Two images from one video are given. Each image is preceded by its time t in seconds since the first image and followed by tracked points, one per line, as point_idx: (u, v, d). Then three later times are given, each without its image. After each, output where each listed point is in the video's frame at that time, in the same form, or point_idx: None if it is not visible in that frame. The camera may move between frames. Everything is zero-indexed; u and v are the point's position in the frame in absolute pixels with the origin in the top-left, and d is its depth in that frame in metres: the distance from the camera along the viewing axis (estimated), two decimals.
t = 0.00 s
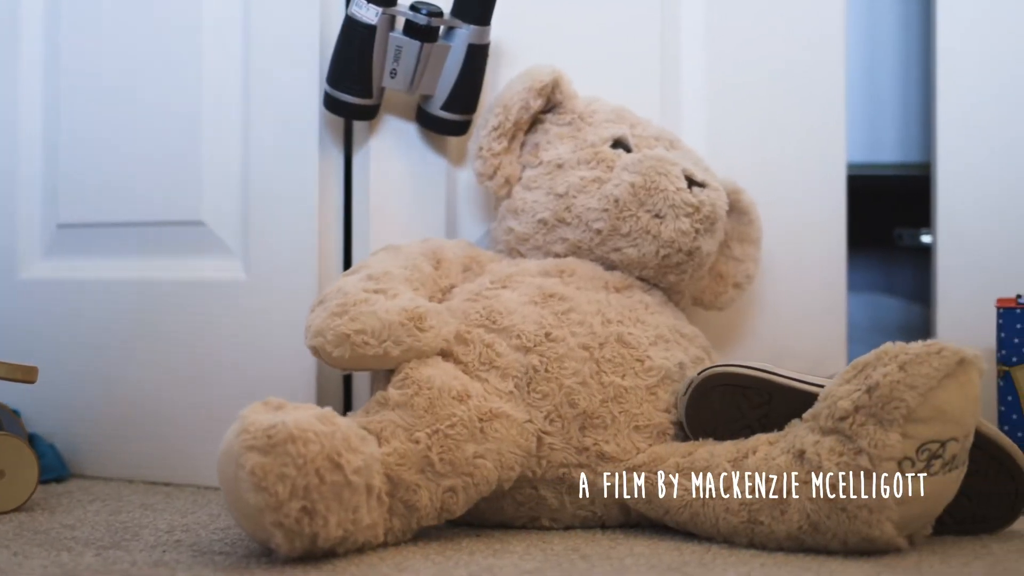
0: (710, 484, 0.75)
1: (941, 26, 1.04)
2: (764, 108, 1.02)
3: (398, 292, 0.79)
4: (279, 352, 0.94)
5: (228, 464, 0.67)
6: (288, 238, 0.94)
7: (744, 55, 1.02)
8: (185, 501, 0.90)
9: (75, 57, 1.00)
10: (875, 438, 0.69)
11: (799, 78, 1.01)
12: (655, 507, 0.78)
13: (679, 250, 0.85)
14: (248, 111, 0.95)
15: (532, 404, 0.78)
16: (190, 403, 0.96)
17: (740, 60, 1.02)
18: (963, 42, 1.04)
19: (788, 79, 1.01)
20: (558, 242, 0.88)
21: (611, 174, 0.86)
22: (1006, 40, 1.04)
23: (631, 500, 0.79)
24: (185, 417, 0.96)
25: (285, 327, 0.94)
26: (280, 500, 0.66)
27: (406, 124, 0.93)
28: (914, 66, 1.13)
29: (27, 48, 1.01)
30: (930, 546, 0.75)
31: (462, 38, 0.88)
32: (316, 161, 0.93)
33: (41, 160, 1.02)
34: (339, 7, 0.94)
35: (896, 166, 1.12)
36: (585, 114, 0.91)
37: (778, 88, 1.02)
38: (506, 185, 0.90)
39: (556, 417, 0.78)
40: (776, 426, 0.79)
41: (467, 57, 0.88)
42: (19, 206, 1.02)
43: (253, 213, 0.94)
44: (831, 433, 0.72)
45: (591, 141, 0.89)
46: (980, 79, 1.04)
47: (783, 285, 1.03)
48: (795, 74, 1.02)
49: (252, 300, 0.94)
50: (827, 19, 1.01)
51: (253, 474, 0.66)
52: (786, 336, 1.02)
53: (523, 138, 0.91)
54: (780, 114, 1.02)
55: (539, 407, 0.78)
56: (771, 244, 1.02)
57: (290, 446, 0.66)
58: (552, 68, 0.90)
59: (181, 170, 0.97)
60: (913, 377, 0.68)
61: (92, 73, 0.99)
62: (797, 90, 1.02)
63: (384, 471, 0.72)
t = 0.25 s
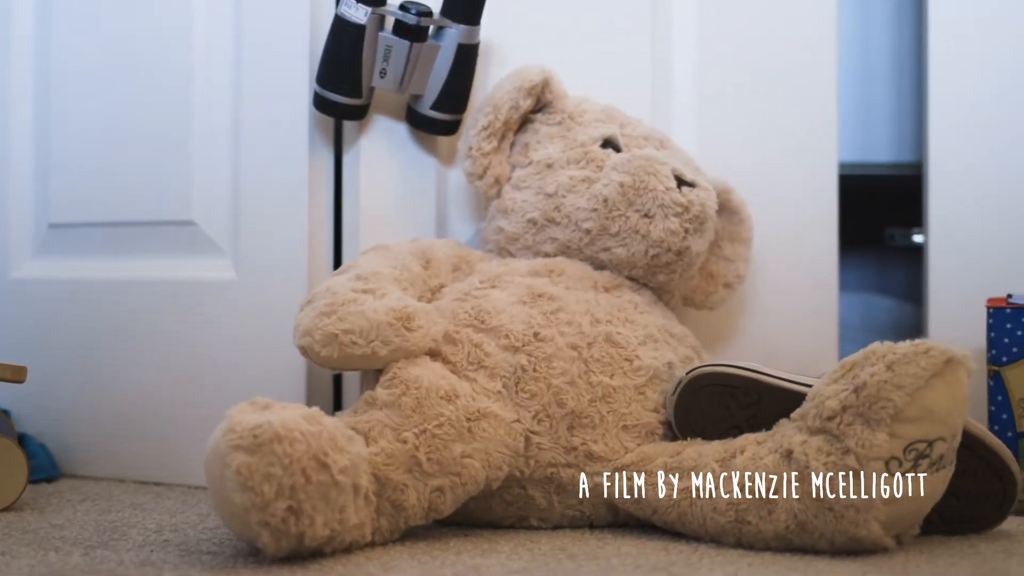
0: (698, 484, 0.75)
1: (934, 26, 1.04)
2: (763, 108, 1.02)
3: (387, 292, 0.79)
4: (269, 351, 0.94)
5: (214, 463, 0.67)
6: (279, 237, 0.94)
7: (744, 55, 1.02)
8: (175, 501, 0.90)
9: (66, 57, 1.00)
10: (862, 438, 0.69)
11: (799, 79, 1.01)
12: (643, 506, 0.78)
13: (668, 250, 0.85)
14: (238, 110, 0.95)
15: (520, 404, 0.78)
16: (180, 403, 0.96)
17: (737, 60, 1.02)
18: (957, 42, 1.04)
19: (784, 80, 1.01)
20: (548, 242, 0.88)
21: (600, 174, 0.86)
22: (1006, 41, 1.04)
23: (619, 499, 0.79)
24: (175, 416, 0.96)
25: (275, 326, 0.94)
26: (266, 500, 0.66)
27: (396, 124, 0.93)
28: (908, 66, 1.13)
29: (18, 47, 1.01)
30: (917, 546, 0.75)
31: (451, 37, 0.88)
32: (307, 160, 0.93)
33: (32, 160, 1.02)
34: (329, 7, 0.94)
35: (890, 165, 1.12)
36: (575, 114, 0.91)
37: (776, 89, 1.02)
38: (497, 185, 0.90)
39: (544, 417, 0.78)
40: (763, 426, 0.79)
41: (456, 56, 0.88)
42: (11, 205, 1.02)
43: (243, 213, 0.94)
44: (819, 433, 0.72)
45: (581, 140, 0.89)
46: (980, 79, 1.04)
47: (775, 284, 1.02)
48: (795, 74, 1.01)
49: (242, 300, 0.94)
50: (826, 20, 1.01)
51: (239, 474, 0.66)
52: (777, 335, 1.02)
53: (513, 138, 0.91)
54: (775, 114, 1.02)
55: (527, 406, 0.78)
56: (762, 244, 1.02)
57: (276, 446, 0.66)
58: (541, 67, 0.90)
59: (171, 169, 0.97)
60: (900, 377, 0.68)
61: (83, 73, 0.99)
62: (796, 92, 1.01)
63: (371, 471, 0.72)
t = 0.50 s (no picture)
0: (686, 483, 0.75)
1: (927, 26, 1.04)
2: (763, 109, 1.02)
3: (375, 292, 0.79)
4: (259, 351, 0.94)
5: (201, 463, 0.67)
6: (269, 236, 0.94)
7: (743, 56, 1.02)
8: (164, 501, 0.90)
9: (57, 56, 1.00)
10: (850, 438, 0.69)
11: (799, 79, 1.01)
12: (632, 506, 0.78)
13: (658, 250, 0.85)
14: (228, 110, 0.95)
15: (509, 403, 0.78)
16: (171, 403, 0.96)
17: (735, 61, 1.02)
18: (951, 43, 1.04)
19: (780, 80, 1.01)
20: (538, 241, 0.88)
21: (590, 173, 0.86)
22: (1006, 40, 1.04)
23: (607, 499, 0.79)
24: (166, 416, 0.96)
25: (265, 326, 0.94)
26: (253, 500, 0.66)
27: (386, 124, 0.93)
28: (902, 65, 1.13)
29: (10, 46, 1.01)
30: (905, 545, 0.75)
31: (441, 37, 0.88)
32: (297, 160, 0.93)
33: (23, 159, 1.02)
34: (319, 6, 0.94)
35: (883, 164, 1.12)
36: (565, 113, 0.91)
37: (776, 89, 1.01)
38: (487, 184, 0.90)
39: (532, 416, 0.78)
40: (751, 425, 0.79)
41: (447, 56, 0.88)
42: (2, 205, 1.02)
43: (234, 212, 0.94)
44: (807, 432, 0.72)
45: (571, 140, 0.88)
46: (981, 79, 1.04)
47: (766, 284, 1.02)
48: (796, 74, 1.01)
49: (233, 300, 0.94)
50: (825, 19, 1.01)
51: (226, 473, 0.66)
52: (769, 335, 1.02)
53: (504, 138, 0.91)
54: (770, 114, 1.02)
55: (516, 406, 0.78)
56: (754, 243, 1.02)
57: (263, 445, 0.66)
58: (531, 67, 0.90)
59: (161, 169, 0.97)
60: (888, 376, 0.68)
61: (74, 72, 0.99)
62: (796, 91, 1.01)
63: (358, 471, 0.72)
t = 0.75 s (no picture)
0: (674, 483, 0.75)
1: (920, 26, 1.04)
2: (763, 108, 1.02)
3: (364, 291, 0.79)
4: (249, 351, 0.94)
5: (188, 462, 0.67)
6: (260, 236, 0.94)
7: (743, 55, 1.01)
8: (155, 501, 0.90)
9: (49, 55, 1.00)
10: (837, 437, 0.69)
11: (800, 79, 1.01)
12: (620, 506, 0.78)
13: (648, 250, 0.85)
14: (219, 109, 0.95)
15: (497, 403, 0.78)
16: (161, 403, 0.96)
17: (734, 60, 1.02)
18: (944, 43, 1.04)
19: (775, 80, 1.01)
20: (528, 241, 0.88)
21: (580, 173, 0.86)
22: (1006, 40, 1.04)
23: (596, 498, 0.79)
24: (156, 416, 0.96)
25: (256, 326, 0.94)
26: (240, 499, 0.66)
27: (377, 123, 0.93)
28: (895, 64, 1.12)
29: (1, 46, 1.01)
30: (894, 545, 0.75)
31: (431, 37, 0.88)
32: (287, 159, 0.94)
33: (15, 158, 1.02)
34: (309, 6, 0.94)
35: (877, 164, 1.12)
36: (556, 113, 0.91)
37: (776, 89, 1.01)
38: (477, 184, 0.90)
39: (521, 416, 0.78)
40: (741, 425, 0.79)
41: (437, 56, 0.89)
42: None
43: (224, 212, 0.94)
44: (795, 432, 0.72)
45: (561, 139, 0.88)
46: (981, 79, 1.04)
47: (758, 283, 1.02)
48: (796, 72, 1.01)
49: (223, 299, 0.94)
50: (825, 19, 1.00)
51: (213, 473, 0.65)
52: (760, 335, 1.02)
53: (494, 137, 0.92)
54: (764, 114, 1.02)
55: (505, 406, 0.78)
56: (745, 243, 1.02)
57: (250, 445, 0.66)
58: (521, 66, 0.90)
59: (152, 169, 0.97)
60: (875, 376, 0.68)
61: (65, 72, 0.99)
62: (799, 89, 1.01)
63: (346, 471, 0.72)
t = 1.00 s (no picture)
0: (662, 483, 0.75)
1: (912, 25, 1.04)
2: (764, 108, 1.01)
3: (354, 291, 0.79)
4: (240, 350, 0.94)
5: (175, 462, 0.67)
6: (250, 235, 0.94)
7: (743, 55, 1.01)
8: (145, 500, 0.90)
9: (40, 55, 1.00)
10: (825, 437, 0.68)
11: (800, 79, 1.01)
12: (609, 505, 0.78)
13: (638, 249, 0.85)
14: (210, 109, 0.95)
15: (486, 403, 0.78)
16: (152, 403, 0.96)
17: (734, 60, 1.01)
18: (937, 43, 1.04)
19: (768, 79, 1.01)
20: (518, 240, 0.88)
21: (570, 172, 0.86)
22: (1006, 40, 1.04)
23: (585, 498, 0.79)
24: (147, 415, 0.96)
25: (246, 326, 0.94)
26: (227, 498, 0.66)
27: (367, 123, 0.94)
28: (889, 64, 1.12)
29: None
30: (882, 545, 0.75)
31: (421, 36, 0.88)
32: (277, 159, 0.94)
33: (7, 158, 1.02)
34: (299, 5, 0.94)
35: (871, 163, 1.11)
36: (546, 112, 0.91)
37: (777, 88, 1.01)
38: (467, 183, 0.90)
39: (510, 416, 0.78)
40: (730, 425, 0.79)
41: (427, 55, 0.89)
42: None
43: (215, 212, 0.94)
44: (783, 431, 0.72)
45: (551, 139, 0.88)
46: (981, 79, 1.04)
47: (750, 283, 1.02)
48: (797, 72, 1.01)
49: (214, 299, 0.94)
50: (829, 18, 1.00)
51: (200, 473, 0.65)
52: (752, 335, 1.02)
53: (485, 137, 0.92)
54: (757, 114, 1.01)
55: (494, 405, 0.78)
56: (737, 242, 1.02)
57: (237, 445, 0.66)
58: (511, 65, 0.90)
59: (143, 169, 0.97)
60: (864, 376, 0.67)
61: (56, 71, 0.99)
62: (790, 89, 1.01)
63: (334, 470, 0.72)
